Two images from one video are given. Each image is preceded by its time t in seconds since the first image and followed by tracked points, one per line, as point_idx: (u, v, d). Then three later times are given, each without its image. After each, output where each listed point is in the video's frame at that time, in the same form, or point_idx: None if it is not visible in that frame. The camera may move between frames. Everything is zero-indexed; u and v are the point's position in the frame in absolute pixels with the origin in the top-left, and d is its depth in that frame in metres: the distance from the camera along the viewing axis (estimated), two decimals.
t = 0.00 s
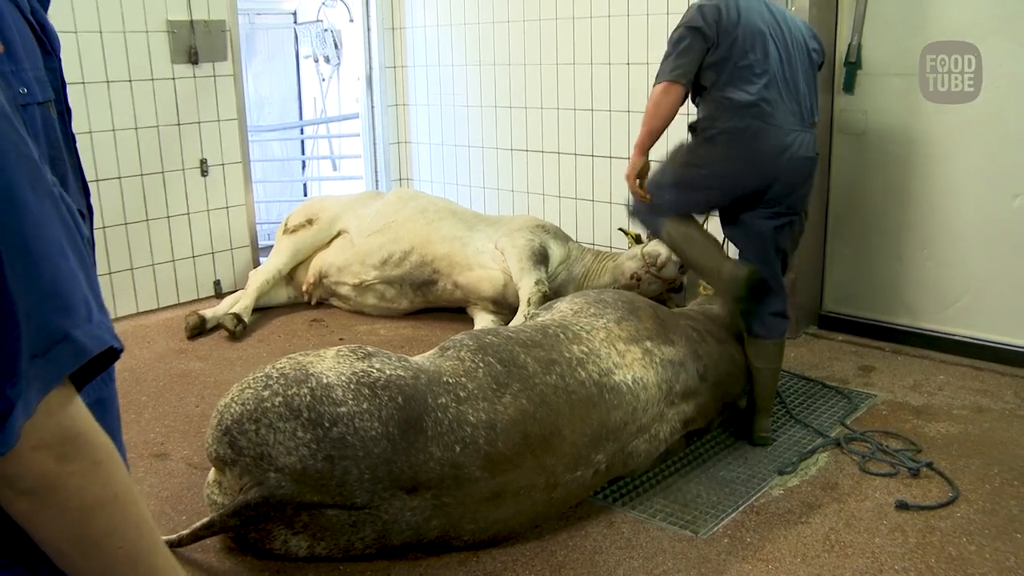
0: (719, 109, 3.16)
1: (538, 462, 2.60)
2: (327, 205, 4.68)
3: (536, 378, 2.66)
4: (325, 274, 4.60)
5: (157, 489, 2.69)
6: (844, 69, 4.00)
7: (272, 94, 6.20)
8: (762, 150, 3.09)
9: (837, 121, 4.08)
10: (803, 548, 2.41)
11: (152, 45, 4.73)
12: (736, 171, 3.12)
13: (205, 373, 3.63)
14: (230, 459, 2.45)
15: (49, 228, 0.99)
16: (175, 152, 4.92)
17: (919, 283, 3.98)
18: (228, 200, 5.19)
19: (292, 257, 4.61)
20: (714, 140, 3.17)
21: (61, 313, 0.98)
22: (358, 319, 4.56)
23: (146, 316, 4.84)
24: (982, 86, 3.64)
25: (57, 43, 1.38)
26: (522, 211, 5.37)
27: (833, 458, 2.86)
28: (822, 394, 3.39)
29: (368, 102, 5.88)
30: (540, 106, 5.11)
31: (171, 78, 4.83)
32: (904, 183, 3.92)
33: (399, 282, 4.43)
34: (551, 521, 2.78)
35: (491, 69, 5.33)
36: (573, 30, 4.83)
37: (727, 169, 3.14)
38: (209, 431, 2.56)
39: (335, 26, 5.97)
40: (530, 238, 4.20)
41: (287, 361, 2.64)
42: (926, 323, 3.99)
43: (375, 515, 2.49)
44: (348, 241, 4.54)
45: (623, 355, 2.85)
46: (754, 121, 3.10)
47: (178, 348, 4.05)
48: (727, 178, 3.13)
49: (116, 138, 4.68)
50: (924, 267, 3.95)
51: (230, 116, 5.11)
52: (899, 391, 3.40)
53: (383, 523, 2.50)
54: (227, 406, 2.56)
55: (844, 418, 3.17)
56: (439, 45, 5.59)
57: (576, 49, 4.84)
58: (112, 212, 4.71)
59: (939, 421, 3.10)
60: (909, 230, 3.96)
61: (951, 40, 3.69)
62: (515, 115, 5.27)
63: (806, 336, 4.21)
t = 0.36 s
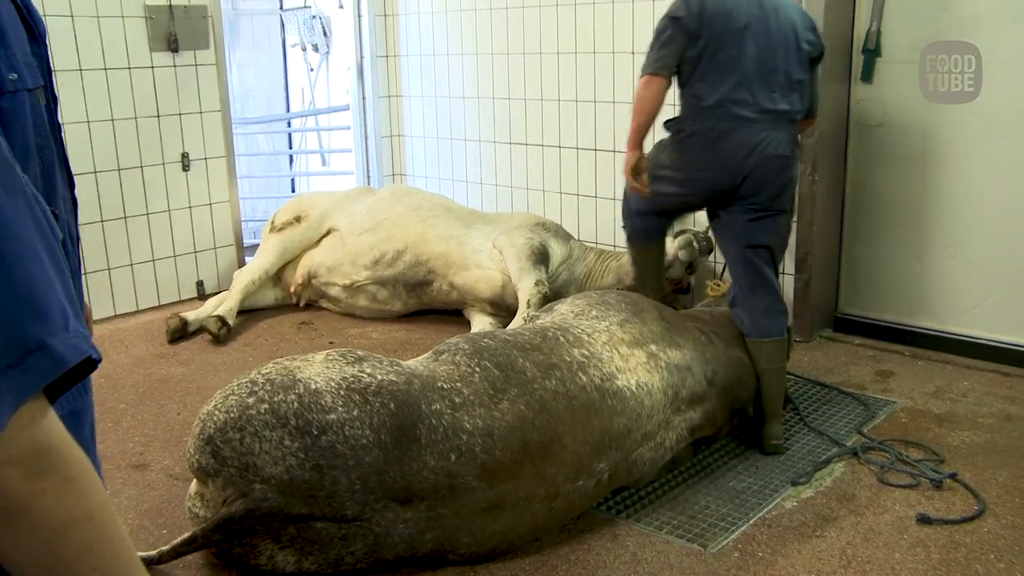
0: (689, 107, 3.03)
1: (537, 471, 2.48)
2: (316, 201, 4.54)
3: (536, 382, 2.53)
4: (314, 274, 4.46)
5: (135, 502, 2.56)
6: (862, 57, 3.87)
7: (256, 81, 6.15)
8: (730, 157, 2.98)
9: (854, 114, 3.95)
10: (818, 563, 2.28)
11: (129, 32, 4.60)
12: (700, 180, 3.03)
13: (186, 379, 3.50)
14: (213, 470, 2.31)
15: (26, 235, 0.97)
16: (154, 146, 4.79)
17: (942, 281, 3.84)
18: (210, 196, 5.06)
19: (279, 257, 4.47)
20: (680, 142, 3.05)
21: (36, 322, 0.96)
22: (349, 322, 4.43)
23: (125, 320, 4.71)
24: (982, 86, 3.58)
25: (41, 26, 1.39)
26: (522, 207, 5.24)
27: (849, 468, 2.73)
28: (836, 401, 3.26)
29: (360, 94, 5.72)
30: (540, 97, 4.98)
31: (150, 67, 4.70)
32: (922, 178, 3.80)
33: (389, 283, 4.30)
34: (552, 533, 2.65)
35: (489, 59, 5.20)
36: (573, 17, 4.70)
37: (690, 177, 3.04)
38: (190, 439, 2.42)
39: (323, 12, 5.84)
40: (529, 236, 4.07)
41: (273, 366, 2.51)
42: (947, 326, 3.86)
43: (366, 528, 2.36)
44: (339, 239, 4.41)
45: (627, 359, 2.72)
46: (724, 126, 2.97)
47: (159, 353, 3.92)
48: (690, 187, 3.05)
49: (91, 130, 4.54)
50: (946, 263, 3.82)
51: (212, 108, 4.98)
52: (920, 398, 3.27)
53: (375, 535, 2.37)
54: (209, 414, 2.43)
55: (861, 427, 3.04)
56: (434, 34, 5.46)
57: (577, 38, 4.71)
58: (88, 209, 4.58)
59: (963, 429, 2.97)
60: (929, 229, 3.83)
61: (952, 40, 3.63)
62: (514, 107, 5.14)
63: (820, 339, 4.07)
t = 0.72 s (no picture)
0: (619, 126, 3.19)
1: (538, 474, 2.41)
2: (312, 199, 4.47)
3: (535, 384, 2.46)
4: (309, 274, 4.40)
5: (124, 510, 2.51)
6: (873, 50, 3.81)
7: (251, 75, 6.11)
8: (653, 161, 3.07)
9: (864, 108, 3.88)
10: (828, 571, 2.21)
11: (119, 25, 4.53)
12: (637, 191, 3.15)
13: (178, 380, 3.45)
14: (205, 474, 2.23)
15: (10, 234, 0.93)
16: (145, 142, 4.72)
17: (955, 280, 3.78)
18: (203, 193, 5.00)
19: (273, 255, 4.40)
20: (619, 158, 3.20)
21: (25, 326, 0.92)
22: (345, 322, 4.37)
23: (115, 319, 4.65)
24: (982, 86, 3.56)
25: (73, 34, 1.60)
26: (523, 205, 5.17)
27: (860, 472, 2.67)
28: (847, 404, 3.20)
29: (356, 87, 5.65)
30: (541, 91, 4.92)
31: (139, 59, 4.63)
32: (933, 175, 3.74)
33: (385, 281, 4.24)
34: (553, 538, 2.58)
35: (488, 52, 5.14)
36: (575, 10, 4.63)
37: (630, 190, 3.17)
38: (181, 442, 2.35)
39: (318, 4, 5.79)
40: (530, 234, 4.01)
41: (266, 368, 2.46)
42: (962, 326, 3.80)
43: (362, 534, 2.27)
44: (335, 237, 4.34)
45: (629, 359, 2.65)
46: (645, 131, 3.07)
47: (149, 354, 3.86)
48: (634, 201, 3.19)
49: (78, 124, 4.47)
50: (959, 261, 3.75)
51: (205, 102, 4.91)
52: (933, 401, 3.20)
53: (371, 541, 2.28)
54: (201, 417, 2.36)
55: (871, 429, 2.97)
56: (432, 27, 5.40)
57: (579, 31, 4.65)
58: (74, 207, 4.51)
59: (978, 433, 2.90)
60: (943, 226, 3.76)
61: (952, 40, 3.60)
62: (514, 101, 5.07)
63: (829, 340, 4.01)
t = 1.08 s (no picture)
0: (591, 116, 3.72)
1: (538, 481, 2.31)
2: (302, 194, 4.38)
3: (535, 387, 2.37)
4: (300, 273, 4.31)
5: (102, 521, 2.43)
6: (888, 38, 3.72)
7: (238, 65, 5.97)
8: (635, 136, 3.55)
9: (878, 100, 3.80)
10: None
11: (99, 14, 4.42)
12: (620, 170, 3.62)
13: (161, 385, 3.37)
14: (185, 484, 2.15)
15: None
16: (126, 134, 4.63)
17: (972, 278, 3.69)
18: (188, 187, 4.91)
19: (261, 253, 4.31)
20: (599, 143, 3.68)
21: None
22: (337, 322, 4.28)
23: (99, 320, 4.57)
24: (982, 86, 3.52)
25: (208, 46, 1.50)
26: (522, 201, 5.09)
27: (873, 479, 2.57)
28: (859, 407, 3.10)
29: (349, 78, 5.56)
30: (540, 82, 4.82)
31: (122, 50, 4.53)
32: (950, 169, 3.65)
33: (378, 280, 4.15)
34: (552, 547, 2.48)
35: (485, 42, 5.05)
36: None
37: (614, 171, 3.64)
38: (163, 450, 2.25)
39: None
40: (529, 231, 3.91)
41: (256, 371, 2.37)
42: (980, 327, 3.71)
43: (355, 544, 2.12)
44: (327, 234, 4.25)
45: (632, 361, 2.56)
46: (620, 109, 3.57)
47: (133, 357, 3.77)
48: (617, 181, 3.65)
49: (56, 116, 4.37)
50: (976, 258, 3.66)
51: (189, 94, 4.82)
52: (948, 405, 3.11)
53: (364, 551, 2.12)
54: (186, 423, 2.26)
55: (885, 434, 2.88)
56: (428, 17, 5.31)
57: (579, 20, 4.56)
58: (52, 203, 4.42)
59: (996, 438, 2.81)
60: (960, 223, 3.67)
61: (951, 41, 3.56)
62: (512, 93, 4.98)
63: (840, 342, 3.92)
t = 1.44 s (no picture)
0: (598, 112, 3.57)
1: (535, 490, 2.22)
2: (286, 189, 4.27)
3: (533, 393, 2.28)
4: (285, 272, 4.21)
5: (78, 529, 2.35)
6: (897, 29, 3.64)
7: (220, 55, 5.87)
8: (656, 132, 3.45)
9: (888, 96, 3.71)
10: None
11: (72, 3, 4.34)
12: (636, 166, 3.50)
13: (139, 389, 3.29)
14: (169, 491, 2.13)
15: None
16: (102, 126, 4.53)
17: (984, 279, 3.60)
18: (168, 182, 4.82)
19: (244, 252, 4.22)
20: (609, 139, 3.55)
21: None
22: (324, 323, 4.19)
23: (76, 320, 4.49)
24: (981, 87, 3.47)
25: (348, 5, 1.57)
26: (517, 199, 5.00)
27: (881, 488, 2.48)
28: (867, 413, 3.01)
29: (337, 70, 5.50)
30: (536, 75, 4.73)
31: (96, 37, 4.44)
32: (960, 167, 3.57)
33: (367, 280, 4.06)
34: (547, 559, 2.38)
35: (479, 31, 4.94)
36: None
37: (629, 167, 3.51)
38: (145, 456, 2.19)
39: None
40: (523, 229, 3.82)
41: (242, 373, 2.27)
42: (992, 330, 3.62)
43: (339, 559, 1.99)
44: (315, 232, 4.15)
45: (633, 366, 2.46)
46: (639, 103, 3.45)
47: (109, 359, 3.67)
48: (632, 178, 3.52)
49: (28, 107, 4.28)
50: (989, 259, 3.58)
51: (169, 85, 4.74)
52: (960, 411, 3.02)
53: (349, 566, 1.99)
54: (169, 428, 2.19)
55: (894, 441, 2.78)
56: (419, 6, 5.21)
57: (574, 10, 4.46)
58: (25, 199, 4.33)
59: (1010, 447, 2.72)
60: (972, 222, 3.59)
61: (950, 41, 3.52)
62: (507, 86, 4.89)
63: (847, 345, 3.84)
